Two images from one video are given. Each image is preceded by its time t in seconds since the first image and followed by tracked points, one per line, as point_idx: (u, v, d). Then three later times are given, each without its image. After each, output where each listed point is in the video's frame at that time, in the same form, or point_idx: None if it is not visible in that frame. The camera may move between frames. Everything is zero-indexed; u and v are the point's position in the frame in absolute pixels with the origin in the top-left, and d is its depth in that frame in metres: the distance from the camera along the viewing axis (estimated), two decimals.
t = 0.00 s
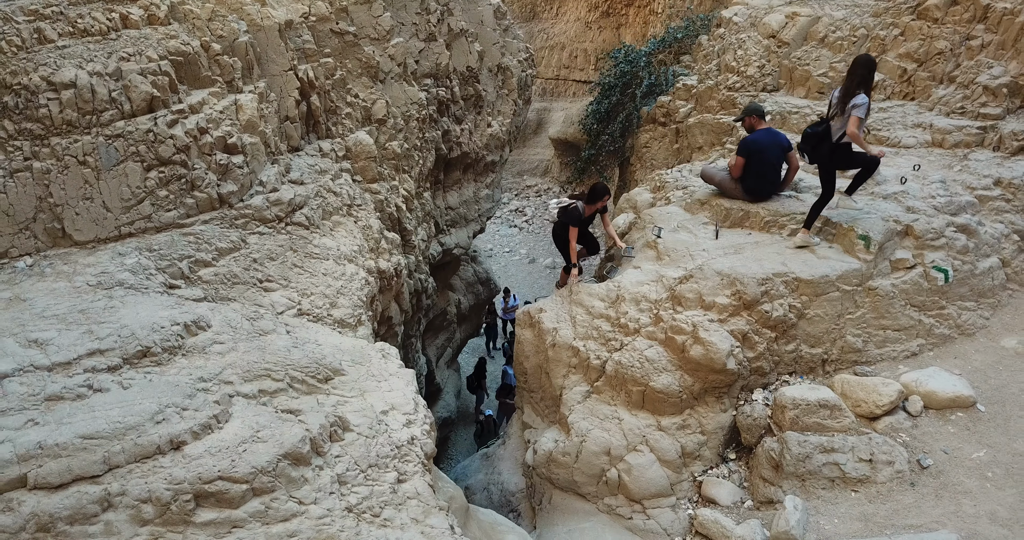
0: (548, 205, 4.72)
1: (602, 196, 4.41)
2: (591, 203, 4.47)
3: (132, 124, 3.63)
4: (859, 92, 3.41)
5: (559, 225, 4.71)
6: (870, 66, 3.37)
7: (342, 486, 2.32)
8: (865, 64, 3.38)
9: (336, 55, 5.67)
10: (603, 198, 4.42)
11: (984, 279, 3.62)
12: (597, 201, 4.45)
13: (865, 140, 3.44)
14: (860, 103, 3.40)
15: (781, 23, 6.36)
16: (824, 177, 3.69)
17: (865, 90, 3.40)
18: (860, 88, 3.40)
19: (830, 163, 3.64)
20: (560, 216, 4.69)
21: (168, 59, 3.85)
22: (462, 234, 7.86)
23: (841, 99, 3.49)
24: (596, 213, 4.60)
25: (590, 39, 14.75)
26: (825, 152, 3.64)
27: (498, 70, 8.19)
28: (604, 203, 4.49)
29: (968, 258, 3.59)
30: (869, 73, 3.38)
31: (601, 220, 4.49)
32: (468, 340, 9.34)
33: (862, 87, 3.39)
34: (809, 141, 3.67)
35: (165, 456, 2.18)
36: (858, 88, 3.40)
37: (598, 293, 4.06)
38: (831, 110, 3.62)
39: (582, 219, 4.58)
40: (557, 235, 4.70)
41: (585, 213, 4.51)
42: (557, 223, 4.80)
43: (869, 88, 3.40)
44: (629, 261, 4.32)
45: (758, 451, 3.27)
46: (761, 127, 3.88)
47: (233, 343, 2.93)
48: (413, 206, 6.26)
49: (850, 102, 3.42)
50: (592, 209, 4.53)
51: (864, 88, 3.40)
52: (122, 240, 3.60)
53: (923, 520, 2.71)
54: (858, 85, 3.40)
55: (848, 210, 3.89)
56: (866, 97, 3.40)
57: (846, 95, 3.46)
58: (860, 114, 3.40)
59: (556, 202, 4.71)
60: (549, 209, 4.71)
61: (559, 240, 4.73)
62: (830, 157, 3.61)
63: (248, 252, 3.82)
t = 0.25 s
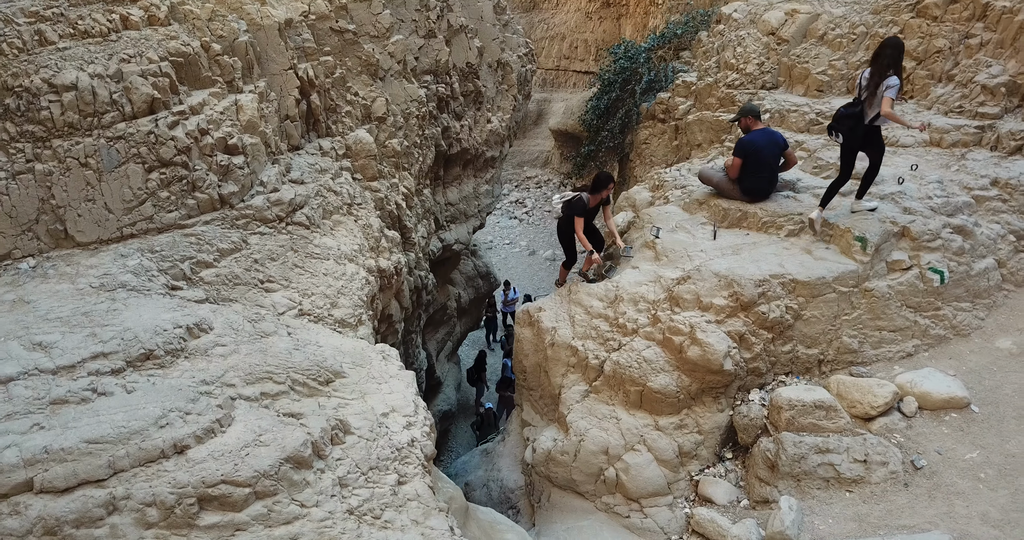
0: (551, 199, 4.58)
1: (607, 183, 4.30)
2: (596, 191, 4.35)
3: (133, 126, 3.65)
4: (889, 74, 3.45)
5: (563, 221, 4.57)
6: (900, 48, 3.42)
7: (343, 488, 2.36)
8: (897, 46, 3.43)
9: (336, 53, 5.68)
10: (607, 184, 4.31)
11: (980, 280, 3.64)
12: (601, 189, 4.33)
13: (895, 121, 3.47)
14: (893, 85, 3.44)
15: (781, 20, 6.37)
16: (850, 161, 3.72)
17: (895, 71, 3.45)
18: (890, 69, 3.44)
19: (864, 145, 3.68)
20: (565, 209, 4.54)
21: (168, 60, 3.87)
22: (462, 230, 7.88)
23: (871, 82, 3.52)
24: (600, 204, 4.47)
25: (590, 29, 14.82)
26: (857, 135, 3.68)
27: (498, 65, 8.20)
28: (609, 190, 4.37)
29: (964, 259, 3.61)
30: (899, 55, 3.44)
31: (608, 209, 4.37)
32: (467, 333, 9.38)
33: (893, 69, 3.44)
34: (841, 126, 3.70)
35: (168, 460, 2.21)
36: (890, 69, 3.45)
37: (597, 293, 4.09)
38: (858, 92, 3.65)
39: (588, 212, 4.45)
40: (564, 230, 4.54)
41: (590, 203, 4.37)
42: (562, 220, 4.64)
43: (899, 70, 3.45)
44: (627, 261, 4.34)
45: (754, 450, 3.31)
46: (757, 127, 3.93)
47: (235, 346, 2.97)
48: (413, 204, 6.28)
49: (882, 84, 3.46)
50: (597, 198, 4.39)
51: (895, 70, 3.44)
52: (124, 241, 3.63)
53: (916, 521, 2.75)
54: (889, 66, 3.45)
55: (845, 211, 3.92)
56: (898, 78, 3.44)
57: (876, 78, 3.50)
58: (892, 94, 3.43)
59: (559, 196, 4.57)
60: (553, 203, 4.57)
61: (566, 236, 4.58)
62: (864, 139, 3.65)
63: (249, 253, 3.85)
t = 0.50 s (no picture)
0: (557, 197, 4.52)
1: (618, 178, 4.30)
2: (605, 185, 4.34)
3: (135, 127, 3.67)
4: (910, 62, 3.53)
5: (571, 218, 4.52)
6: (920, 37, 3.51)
7: (345, 490, 2.40)
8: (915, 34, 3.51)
9: (336, 51, 5.67)
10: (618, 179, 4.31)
11: (976, 281, 3.67)
12: (612, 183, 4.32)
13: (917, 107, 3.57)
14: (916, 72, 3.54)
15: (781, 16, 6.37)
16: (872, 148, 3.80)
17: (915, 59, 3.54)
18: (912, 57, 3.52)
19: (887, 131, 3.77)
20: (572, 206, 4.49)
21: (169, 61, 3.88)
22: (462, 226, 7.91)
23: (893, 70, 3.60)
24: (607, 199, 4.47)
25: (590, 20, 14.65)
26: (880, 121, 3.74)
27: (498, 61, 8.20)
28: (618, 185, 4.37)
29: (960, 260, 3.64)
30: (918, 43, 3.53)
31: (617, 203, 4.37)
32: (467, 327, 9.42)
33: (914, 57, 3.53)
34: (864, 113, 3.75)
35: (173, 463, 2.25)
36: (911, 58, 3.53)
37: (596, 292, 4.12)
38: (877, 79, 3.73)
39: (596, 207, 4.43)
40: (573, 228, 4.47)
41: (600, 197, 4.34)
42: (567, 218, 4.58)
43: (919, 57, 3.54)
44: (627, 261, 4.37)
45: (751, 450, 3.35)
46: (756, 128, 3.94)
47: (238, 347, 3.00)
48: (413, 201, 6.30)
49: (905, 72, 3.54)
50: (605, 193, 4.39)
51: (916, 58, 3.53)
52: (127, 241, 3.66)
53: (909, 521, 2.79)
54: (910, 55, 3.53)
55: (842, 211, 3.95)
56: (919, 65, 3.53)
57: (897, 66, 3.58)
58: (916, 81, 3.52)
59: (564, 193, 4.53)
60: (558, 201, 4.51)
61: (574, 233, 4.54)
62: (886, 125, 3.73)
63: (251, 253, 3.88)
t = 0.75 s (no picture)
0: (563, 187, 4.52)
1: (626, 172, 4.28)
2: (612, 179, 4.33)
3: (136, 129, 3.69)
4: (917, 61, 3.64)
5: (576, 210, 4.51)
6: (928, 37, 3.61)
7: (346, 492, 2.44)
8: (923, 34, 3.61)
9: (335, 49, 5.68)
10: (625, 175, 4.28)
11: (971, 282, 3.70)
12: (619, 178, 4.31)
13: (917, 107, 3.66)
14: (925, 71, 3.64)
15: (780, 14, 6.37)
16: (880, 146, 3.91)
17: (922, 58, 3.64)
18: (919, 57, 3.63)
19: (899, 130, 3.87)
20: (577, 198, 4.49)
21: (169, 63, 3.90)
22: (462, 222, 7.94)
23: (901, 70, 3.71)
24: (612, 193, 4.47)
25: (591, 10, 14.60)
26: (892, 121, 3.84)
27: (497, 57, 8.20)
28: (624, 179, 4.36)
29: (956, 261, 3.67)
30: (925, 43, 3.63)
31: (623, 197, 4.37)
32: (467, 320, 9.46)
33: (922, 56, 3.63)
34: (877, 115, 3.83)
35: (177, 466, 2.29)
36: (917, 58, 3.64)
37: (594, 292, 4.15)
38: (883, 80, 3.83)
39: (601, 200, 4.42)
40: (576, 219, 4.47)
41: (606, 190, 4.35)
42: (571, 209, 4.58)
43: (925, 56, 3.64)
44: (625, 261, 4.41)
45: (746, 449, 3.40)
46: (754, 129, 3.99)
47: (239, 349, 3.03)
48: (413, 198, 6.33)
49: (912, 72, 3.64)
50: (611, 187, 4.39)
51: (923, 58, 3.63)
52: (129, 242, 3.69)
53: (902, 521, 2.83)
54: (917, 54, 3.64)
55: (839, 212, 3.98)
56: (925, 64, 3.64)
57: (905, 66, 3.69)
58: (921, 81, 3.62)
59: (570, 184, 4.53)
60: (564, 191, 4.52)
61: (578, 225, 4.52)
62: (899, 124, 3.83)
63: (252, 253, 3.91)
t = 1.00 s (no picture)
0: (566, 181, 4.40)
1: (632, 167, 4.25)
2: (618, 174, 4.29)
3: (137, 131, 3.71)
4: (928, 61, 3.66)
5: (579, 204, 4.42)
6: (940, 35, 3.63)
7: (346, 493, 2.49)
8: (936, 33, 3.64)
9: (335, 48, 5.70)
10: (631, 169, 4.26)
11: (965, 282, 3.73)
12: (625, 172, 4.27)
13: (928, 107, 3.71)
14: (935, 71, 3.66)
15: (779, 11, 6.37)
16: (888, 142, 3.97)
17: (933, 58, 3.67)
18: (931, 56, 3.65)
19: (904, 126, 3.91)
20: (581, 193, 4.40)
21: (169, 64, 3.92)
22: (461, 218, 7.96)
23: (911, 68, 3.74)
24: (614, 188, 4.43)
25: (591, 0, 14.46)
26: (898, 117, 3.88)
27: (496, 53, 8.20)
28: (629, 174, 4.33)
29: (950, 262, 3.70)
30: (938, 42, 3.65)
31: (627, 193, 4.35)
32: (467, 313, 9.50)
33: (933, 56, 3.66)
34: (884, 110, 3.89)
35: (179, 468, 2.33)
36: (928, 57, 3.66)
37: (592, 291, 4.19)
38: (897, 76, 3.86)
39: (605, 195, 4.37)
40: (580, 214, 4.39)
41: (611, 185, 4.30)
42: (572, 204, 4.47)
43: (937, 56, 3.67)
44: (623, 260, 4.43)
45: (742, 449, 3.44)
46: (751, 129, 4.00)
47: (241, 350, 3.07)
48: (413, 195, 6.35)
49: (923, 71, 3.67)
50: (615, 182, 4.35)
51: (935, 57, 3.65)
52: (130, 243, 3.72)
53: (894, 520, 2.88)
54: (928, 54, 3.66)
55: (835, 213, 4.01)
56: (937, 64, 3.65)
57: (916, 64, 3.71)
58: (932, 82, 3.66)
59: (572, 179, 4.42)
60: (567, 186, 4.40)
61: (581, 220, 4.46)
62: (905, 121, 3.87)
63: (252, 254, 3.94)
